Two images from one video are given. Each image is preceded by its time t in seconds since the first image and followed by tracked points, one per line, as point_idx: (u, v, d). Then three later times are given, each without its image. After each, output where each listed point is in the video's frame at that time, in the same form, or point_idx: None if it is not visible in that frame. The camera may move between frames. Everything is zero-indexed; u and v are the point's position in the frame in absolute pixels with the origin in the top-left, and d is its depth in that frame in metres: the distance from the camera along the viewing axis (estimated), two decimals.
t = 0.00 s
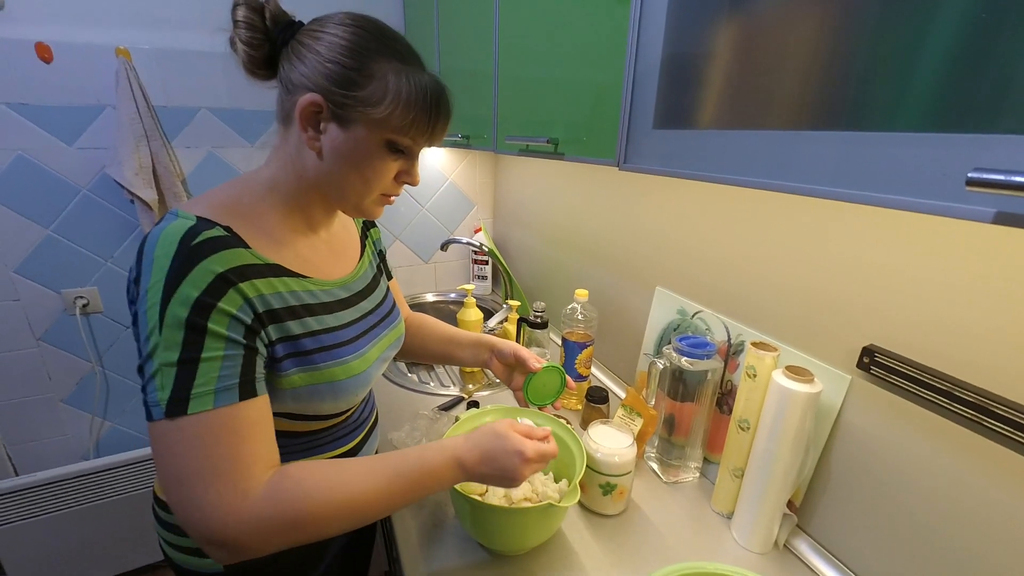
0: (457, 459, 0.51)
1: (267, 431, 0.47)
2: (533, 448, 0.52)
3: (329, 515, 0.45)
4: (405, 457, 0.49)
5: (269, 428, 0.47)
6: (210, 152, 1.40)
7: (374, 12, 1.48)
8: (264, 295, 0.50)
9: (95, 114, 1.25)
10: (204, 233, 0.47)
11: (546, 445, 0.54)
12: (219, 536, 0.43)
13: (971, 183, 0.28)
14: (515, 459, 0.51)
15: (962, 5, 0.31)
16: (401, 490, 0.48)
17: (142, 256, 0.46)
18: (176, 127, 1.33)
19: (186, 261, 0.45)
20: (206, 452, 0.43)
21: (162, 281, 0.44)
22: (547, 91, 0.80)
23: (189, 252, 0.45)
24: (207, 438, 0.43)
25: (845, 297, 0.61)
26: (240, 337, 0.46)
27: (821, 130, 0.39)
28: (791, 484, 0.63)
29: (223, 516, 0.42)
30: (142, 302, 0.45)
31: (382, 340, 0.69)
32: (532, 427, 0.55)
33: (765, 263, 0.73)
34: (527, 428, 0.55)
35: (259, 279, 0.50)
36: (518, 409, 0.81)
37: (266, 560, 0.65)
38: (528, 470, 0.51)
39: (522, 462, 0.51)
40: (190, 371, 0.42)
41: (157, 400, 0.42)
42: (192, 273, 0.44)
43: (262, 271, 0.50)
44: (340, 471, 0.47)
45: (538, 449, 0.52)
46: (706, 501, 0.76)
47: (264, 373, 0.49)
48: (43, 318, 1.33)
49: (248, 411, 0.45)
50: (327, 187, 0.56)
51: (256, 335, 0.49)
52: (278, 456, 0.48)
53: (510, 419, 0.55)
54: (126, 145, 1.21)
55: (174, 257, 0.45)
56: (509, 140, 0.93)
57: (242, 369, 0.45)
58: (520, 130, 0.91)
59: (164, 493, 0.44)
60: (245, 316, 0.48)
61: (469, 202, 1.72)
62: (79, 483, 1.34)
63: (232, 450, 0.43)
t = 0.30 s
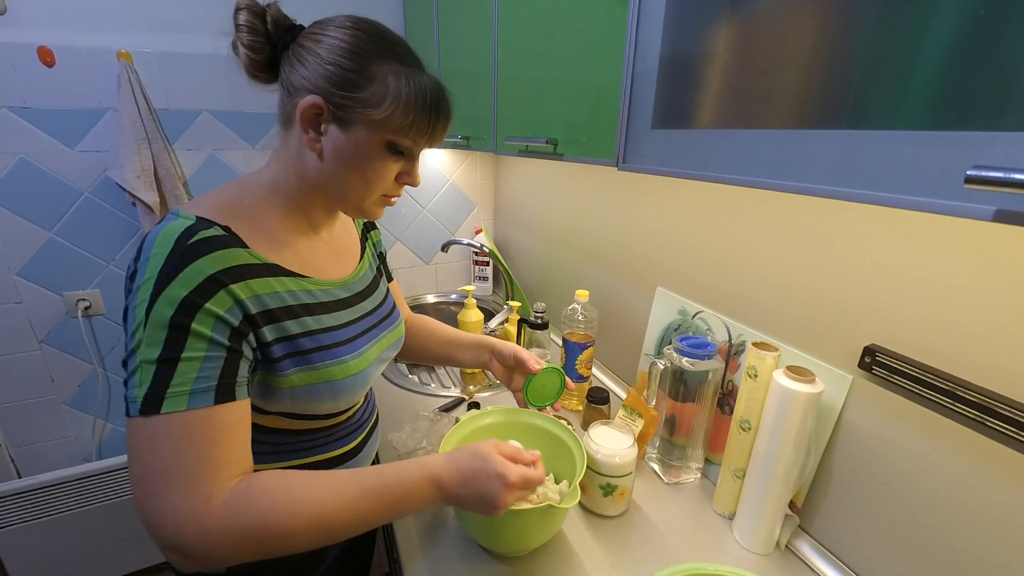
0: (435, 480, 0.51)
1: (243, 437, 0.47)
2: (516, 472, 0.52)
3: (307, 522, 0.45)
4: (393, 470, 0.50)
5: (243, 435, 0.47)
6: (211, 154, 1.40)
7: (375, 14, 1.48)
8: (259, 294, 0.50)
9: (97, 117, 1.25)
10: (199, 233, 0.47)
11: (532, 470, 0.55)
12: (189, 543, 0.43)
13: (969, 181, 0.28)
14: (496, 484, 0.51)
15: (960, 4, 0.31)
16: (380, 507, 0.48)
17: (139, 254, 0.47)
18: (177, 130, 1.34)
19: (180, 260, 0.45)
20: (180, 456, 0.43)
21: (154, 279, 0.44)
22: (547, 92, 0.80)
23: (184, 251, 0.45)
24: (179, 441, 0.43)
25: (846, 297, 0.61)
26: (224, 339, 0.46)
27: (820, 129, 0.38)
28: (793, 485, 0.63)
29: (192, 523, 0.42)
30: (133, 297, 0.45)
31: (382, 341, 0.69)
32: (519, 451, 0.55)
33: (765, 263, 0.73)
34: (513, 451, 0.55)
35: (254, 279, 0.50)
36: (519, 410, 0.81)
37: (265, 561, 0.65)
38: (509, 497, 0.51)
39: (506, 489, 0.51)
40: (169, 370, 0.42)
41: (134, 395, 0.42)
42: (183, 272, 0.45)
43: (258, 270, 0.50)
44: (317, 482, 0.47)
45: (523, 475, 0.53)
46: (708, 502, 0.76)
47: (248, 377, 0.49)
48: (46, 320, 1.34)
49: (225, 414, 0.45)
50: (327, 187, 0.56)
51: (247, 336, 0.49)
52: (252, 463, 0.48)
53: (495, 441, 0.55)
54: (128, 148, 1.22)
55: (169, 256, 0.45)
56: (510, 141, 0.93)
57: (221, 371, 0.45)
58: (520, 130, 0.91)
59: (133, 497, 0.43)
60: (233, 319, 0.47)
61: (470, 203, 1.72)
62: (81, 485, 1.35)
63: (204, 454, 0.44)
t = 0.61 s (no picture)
0: (440, 474, 0.51)
1: (253, 435, 0.47)
2: (522, 465, 0.52)
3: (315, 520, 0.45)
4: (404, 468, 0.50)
5: (254, 433, 0.47)
6: (213, 153, 1.40)
7: (376, 13, 1.48)
8: (266, 294, 0.50)
9: (100, 116, 1.26)
10: (206, 233, 0.47)
11: (538, 462, 0.54)
12: (195, 539, 0.43)
13: (975, 178, 0.28)
14: (502, 477, 0.51)
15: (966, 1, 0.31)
16: (390, 503, 0.48)
17: (147, 253, 0.47)
18: (179, 129, 1.34)
19: (190, 258, 0.45)
20: (190, 454, 0.43)
21: (163, 277, 0.44)
22: (548, 90, 0.80)
23: (192, 250, 0.45)
24: (190, 439, 0.43)
25: (849, 296, 0.61)
26: (233, 338, 0.46)
27: (824, 126, 0.38)
28: (796, 485, 0.63)
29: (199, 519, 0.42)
30: (142, 297, 0.45)
31: (386, 340, 0.69)
32: (523, 443, 0.55)
33: (768, 262, 0.72)
34: (518, 443, 0.55)
35: (261, 278, 0.50)
36: (521, 409, 0.81)
37: (268, 559, 0.65)
38: (515, 488, 0.51)
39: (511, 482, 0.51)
40: (180, 369, 0.42)
41: (145, 395, 0.42)
42: (191, 272, 0.45)
43: (265, 270, 0.50)
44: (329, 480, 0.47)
45: (528, 467, 0.53)
46: (710, 502, 0.76)
47: (257, 374, 0.49)
48: (48, 319, 1.34)
49: (235, 413, 0.45)
50: (331, 186, 0.56)
51: (254, 336, 0.49)
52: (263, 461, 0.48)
53: (501, 434, 0.55)
54: (130, 147, 1.22)
55: (177, 256, 0.45)
56: (511, 140, 0.93)
57: (232, 370, 0.45)
58: (521, 129, 0.91)
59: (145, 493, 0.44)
60: (242, 317, 0.48)
61: (472, 203, 1.72)
62: (83, 483, 1.35)
63: (214, 452, 0.44)
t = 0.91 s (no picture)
0: (429, 478, 0.51)
1: (244, 433, 0.47)
2: (511, 470, 0.52)
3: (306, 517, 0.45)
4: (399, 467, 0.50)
5: (246, 431, 0.48)
6: (215, 150, 1.40)
7: (378, 10, 1.47)
8: (267, 289, 0.51)
9: (103, 112, 1.26)
10: (209, 227, 0.47)
11: (530, 469, 0.54)
12: (184, 535, 0.43)
13: (981, 175, 0.27)
14: (489, 481, 0.51)
15: None
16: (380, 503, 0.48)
17: (150, 246, 0.47)
18: (181, 126, 1.34)
19: (191, 252, 0.45)
20: (182, 449, 0.43)
21: (164, 270, 0.45)
22: (550, 87, 0.79)
23: (195, 245, 0.45)
24: (184, 433, 0.43)
25: (851, 294, 0.61)
26: (229, 334, 0.46)
27: (827, 124, 0.38)
28: (797, 484, 0.62)
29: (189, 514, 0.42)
30: (142, 290, 0.46)
31: (388, 337, 0.69)
32: (516, 449, 0.55)
33: (770, 261, 0.72)
34: (509, 450, 0.55)
35: (262, 274, 0.50)
36: (524, 406, 0.81)
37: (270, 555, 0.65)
38: (503, 495, 0.51)
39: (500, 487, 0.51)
40: (174, 363, 0.42)
41: (139, 386, 0.42)
42: (191, 267, 0.45)
43: (267, 265, 0.51)
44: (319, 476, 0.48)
45: (518, 473, 0.52)
46: (711, 500, 0.76)
47: (251, 372, 0.49)
48: (52, 315, 1.35)
49: (229, 409, 0.45)
50: (335, 183, 0.56)
51: (253, 331, 0.49)
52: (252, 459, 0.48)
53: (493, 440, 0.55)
54: (133, 144, 1.22)
55: (178, 250, 0.45)
56: (513, 137, 0.93)
57: (225, 366, 0.45)
58: (523, 127, 0.91)
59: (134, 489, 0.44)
60: (239, 314, 0.47)
61: (474, 200, 1.72)
62: (86, 479, 1.35)
63: (206, 448, 0.44)
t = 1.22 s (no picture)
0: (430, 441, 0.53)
1: (256, 426, 0.47)
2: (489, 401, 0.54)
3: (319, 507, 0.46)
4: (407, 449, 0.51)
5: (258, 425, 0.47)
6: (216, 147, 1.40)
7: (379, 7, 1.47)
8: (271, 287, 0.50)
9: (103, 109, 1.26)
10: (214, 226, 0.47)
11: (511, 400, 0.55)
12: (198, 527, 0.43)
13: (984, 174, 0.27)
14: (473, 415, 0.53)
15: None
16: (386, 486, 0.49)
17: (154, 245, 0.47)
18: (182, 123, 1.34)
19: (196, 251, 0.45)
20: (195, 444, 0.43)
21: (170, 270, 0.44)
22: (552, 84, 0.79)
23: (199, 243, 0.45)
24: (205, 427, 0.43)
25: (852, 293, 0.61)
26: (237, 333, 0.46)
27: (830, 123, 0.38)
28: (797, 483, 0.63)
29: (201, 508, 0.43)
30: (148, 290, 0.45)
31: (390, 335, 0.69)
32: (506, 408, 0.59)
33: (772, 260, 0.72)
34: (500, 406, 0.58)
35: (266, 271, 0.50)
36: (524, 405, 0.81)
37: (270, 552, 0.65)
38: (488, 423, 0.52)
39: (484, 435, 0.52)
40: (185, 362, 0.42)
41: (151, 386, 0.42)
42: (197, 266, 0.45)
43: (271, 263, 0.50)
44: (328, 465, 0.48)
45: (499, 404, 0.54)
46: (711, 499, 0.76)
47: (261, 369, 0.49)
48: (52, 312, 1.35)
49: (239, 406, 0.45)
50: (339, 180, 0.56)
51: (260, 329, 0.49)
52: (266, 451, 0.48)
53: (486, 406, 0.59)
54: (133, 140, 1.22)
55: (183, 249, 0.45)
56: (515, 135, 0.93)
57: (236, 364, 0.45)
58: (524, 125, 0.91)
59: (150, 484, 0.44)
60: (246, 312, 0.47)
61: (474, 199, 1.72)
62: (86, 475, 1.35)
63: (217, 444, 0.44)
